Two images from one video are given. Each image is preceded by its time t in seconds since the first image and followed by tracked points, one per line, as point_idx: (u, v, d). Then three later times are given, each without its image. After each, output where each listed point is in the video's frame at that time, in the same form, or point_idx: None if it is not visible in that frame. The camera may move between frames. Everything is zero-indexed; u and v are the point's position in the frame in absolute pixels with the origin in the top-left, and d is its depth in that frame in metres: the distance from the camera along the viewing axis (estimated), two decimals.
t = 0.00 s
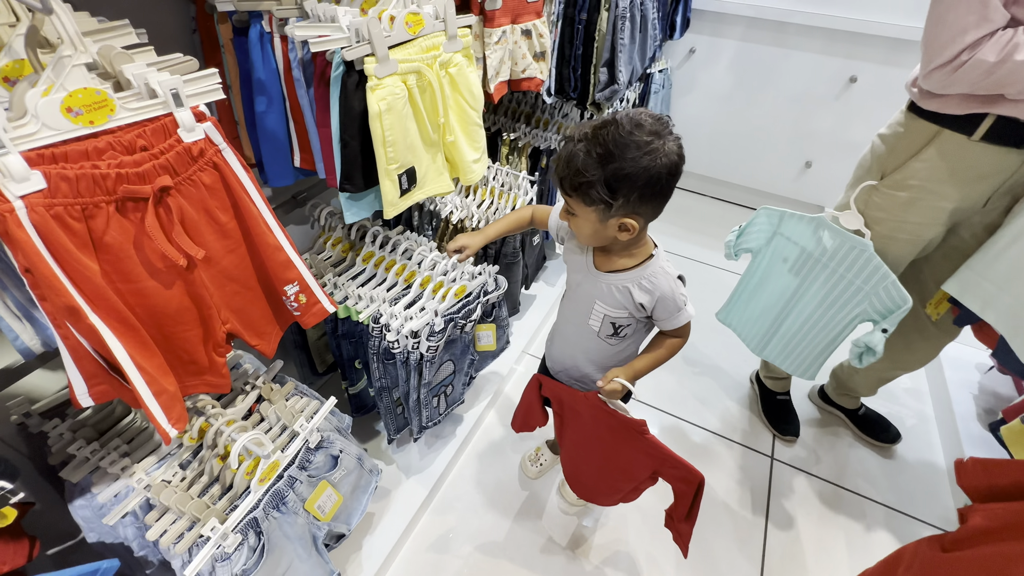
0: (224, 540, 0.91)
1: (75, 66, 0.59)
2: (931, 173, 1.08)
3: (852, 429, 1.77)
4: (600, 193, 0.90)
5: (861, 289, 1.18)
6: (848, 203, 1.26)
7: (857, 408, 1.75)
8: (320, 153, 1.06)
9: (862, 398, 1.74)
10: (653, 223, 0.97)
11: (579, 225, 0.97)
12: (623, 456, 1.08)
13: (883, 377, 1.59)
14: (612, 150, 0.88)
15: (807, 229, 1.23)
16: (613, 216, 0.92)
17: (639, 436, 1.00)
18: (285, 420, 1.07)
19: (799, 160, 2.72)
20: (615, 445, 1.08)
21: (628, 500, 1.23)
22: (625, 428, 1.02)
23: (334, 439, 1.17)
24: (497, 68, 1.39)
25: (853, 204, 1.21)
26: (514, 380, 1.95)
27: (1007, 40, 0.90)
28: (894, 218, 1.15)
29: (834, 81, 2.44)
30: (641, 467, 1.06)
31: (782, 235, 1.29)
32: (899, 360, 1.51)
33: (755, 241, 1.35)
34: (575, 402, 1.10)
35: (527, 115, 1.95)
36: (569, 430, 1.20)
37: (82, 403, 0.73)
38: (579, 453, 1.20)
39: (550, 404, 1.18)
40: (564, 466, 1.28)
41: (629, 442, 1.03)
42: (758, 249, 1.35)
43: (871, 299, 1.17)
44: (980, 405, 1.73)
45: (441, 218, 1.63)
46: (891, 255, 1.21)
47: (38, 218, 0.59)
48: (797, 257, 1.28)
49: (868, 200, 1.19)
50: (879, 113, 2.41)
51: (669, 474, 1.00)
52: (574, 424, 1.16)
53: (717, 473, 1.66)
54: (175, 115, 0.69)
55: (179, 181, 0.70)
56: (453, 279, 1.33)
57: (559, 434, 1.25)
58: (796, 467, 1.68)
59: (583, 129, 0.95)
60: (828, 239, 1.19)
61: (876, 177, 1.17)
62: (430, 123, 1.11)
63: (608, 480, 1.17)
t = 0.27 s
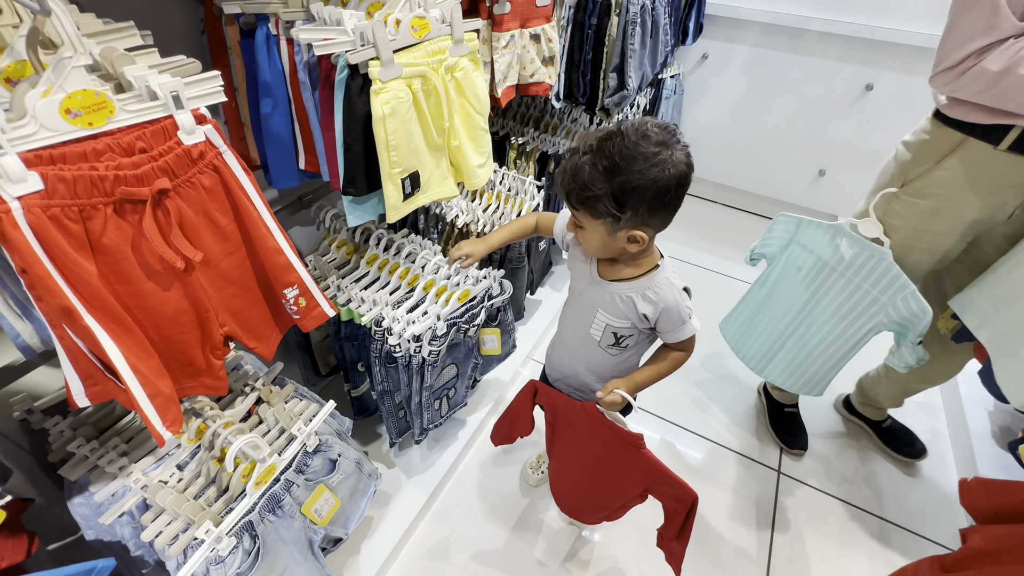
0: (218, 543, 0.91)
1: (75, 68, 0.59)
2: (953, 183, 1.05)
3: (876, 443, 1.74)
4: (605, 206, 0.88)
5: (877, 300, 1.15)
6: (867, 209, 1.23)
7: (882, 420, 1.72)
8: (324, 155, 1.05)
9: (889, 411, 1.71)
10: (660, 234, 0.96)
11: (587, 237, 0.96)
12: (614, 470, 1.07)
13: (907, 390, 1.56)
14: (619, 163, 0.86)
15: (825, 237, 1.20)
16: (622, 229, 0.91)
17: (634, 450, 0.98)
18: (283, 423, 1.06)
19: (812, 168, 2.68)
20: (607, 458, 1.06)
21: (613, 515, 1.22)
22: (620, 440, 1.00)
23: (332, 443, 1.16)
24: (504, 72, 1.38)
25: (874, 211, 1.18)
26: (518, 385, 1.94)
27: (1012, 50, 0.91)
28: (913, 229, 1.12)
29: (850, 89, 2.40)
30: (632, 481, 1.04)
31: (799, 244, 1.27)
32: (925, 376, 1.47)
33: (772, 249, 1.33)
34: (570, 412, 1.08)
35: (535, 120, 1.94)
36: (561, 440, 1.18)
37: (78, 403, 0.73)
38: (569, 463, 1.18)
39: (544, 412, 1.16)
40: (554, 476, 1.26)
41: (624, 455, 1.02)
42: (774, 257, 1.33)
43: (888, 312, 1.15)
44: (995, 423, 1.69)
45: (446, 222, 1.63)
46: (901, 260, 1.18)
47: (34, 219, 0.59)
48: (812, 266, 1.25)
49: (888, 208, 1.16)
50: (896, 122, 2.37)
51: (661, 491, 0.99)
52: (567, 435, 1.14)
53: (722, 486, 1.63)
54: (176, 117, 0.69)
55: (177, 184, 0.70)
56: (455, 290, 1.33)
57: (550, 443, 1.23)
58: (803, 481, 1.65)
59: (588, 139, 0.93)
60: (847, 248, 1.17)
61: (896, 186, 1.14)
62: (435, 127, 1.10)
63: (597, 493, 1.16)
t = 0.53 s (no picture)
0: (218, 544, 0.92)
1: (83, 73, 0.60)
2: (1011, 199, 1.04)
3: (910, 456, 1.71)
4: (612, 219, 0.88)
5: (909, 317, 1.14)
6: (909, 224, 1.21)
7: (918, 433, 1.69)
8: (330, 159, 1.06)
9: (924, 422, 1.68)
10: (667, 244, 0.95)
11: (595, 247, 0.95)
12: (612, 479, 1.06)
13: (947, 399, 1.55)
14: (624, 175, 0.86)
15: (861, 250, 1.18)
16: (629, 240, 0.90)
17: (635, 458, 0.97)
18: (285, 425, 1.07)
19: (821, 175, 2.66)
20: (605, 466, 1.06)
21: (607, 523, 1.21)
22: (621, 448, 1.00)
23: (333, 445, 1.17)
24: (511, 76, 1.38)
25: (917, 226, 1.15)
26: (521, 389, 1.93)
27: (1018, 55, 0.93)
28: (957, 244, 1.11)
29: (860, 95, 2.39)
30: (631, 491, 1.03)
31: (834, 254, 1.24)
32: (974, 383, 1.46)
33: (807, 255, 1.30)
34: (570, 419, 1.08)
35: (542, 124, 1.95)
36: (558, 447, 1.17)
37: (82, 403, 0.74)
38: (565, 470, 1.17)
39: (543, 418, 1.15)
40: (548, 484, 1.25)
41: (624, 463, 1.01)
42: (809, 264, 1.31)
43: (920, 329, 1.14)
44: (1006, 436, 1.66)
45: (451, 226, 1.63)
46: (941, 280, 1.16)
47: (41, 222, 0.60)
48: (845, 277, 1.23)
49: (933, 224, 1.13)
50: (905, 129, 2.35)
51: (660, 501, 0.98)
52: (566, 442, 1.13)
53: (726, 494, 1.62)
54: (182, 121, 0.70)
55: (183, 187, 0.71)
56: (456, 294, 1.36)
57: (546, 450, 1.22)
58: (808, 491, 1.63)
59: (593, 152, 0.93)
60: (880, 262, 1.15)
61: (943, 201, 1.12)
62: (440, 132, 1.10)
63: (592, 502, 1.15)
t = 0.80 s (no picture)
0: (214, 543, 0.92)
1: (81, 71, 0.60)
2: None
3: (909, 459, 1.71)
4: (613, 222, 0.88)
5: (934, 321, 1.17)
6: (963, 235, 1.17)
7: (922, 438, 1.68)
8: (329, 159, 1.06)
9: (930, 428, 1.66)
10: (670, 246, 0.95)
11: (596, 249, 0.96)
12: (615, 481, 1.06)
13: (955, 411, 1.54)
14: (625, 180, 0.86)
15: (908, 249, 1.17)
16: (630, 243, 0.90)
17: (633, 460, 0.97)
18: (282, 424, 1.07)
19: (823, 178, 2.65)
20: (607, 469, 1.06)
21: (618, 526, 1.21)
22: (619, 451, 1.00)
23: (331, 445, 1.17)
24: (511, 77, 1.39)
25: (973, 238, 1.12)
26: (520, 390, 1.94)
27: None
28: (1011, 260, 1.09)
29: (862, 98, 2.38)
30: (633, 494, 1.03)
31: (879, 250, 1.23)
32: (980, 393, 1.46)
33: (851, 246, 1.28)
34: (570, 421, 1.08)
35: (543, 125, 1.95)
36: (562, 449, 1.17)
37: (78, 400, 0.74)
38: (571, 473, 1.18)
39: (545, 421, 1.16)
40: (556, 485, 1.26)
41: (624, 466, 1.01)
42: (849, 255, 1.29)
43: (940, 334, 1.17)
44: (1008, 442, 1.65)
45: (451, 226, 1.63)
46: (968, 296, 1.15)
47: (38, 219, 0.60)
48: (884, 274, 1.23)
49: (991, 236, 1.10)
50: (907, 133, 2.35)
51: (661, 503, 0.98)
52: (568, 444, 1.13)
53: (726, 498, 1.61)
54: (180, 119, 0.70)
55: (180, 185, 0.71)
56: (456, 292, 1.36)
57: (552, 453, 1.23)
58: (808, 495, 1.62)
59: (593, 154, 0.93)
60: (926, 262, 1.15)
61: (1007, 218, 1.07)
62: (439, 132, 1.10)
63: (597, 504, 1.15)
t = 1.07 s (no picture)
0: (213, 545, 0.92)
1: (84, 77, 0.61)
2: None
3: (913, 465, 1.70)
4: (616, 226, 0.88)
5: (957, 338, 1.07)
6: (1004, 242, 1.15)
7: (923, 442, 1.68)
8: (330, 163, 1.07)
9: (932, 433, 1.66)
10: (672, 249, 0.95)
11: (598, 253, 0.96)
12: (619, 484, 1.06)
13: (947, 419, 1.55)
14: (627, 185, 0.86)
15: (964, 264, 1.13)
16: (632, 247, 0.91)
17: (638, 463, 0.98)
18: (282, 427, 1.08)
19: (823, 182, 2.66)
20: (611, 472, 1.06)
21: (620, 527, 1.21)
22: (624, 454, 1.00)
23: (331, 447, 1.17)
24: (511, 82, 1.39)
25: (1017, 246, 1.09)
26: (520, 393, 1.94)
27: None
28: None
29: (861, 102, 2.39)
30: (637, 496, 1.03)
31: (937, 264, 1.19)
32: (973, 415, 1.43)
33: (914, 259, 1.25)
34: (575, 423, 1.09)
35: (543, 129, 1.95)
36: (567, 451, 1.18)
37: (79, 402, 0.75)
38: (574, 474, 1.18)
39: (550, 422, 1.16)
40: (559, 486, 1.26)
41: (627, 468, 1.01)
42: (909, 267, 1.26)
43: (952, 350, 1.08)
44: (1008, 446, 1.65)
45: (451, 229, 1.63)
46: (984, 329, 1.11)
47: (41, 222, 0.61)
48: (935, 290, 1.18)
49: None
50: (906, 137, 2.35)
51: (665, 506, 0.98)
52: (572, 445, 1.14)
53: (726, 501, 1.61)
54: (181, 124, 0.70)
55: (182, 189, 0.72)
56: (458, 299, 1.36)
57: (556, 454, 1.23)
58: (808, 498, 1.62)
59: (595, 158, 0.93)
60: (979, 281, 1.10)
61: None
62: (439, 136, 1.11)
63: (601, 505, 1.16)
